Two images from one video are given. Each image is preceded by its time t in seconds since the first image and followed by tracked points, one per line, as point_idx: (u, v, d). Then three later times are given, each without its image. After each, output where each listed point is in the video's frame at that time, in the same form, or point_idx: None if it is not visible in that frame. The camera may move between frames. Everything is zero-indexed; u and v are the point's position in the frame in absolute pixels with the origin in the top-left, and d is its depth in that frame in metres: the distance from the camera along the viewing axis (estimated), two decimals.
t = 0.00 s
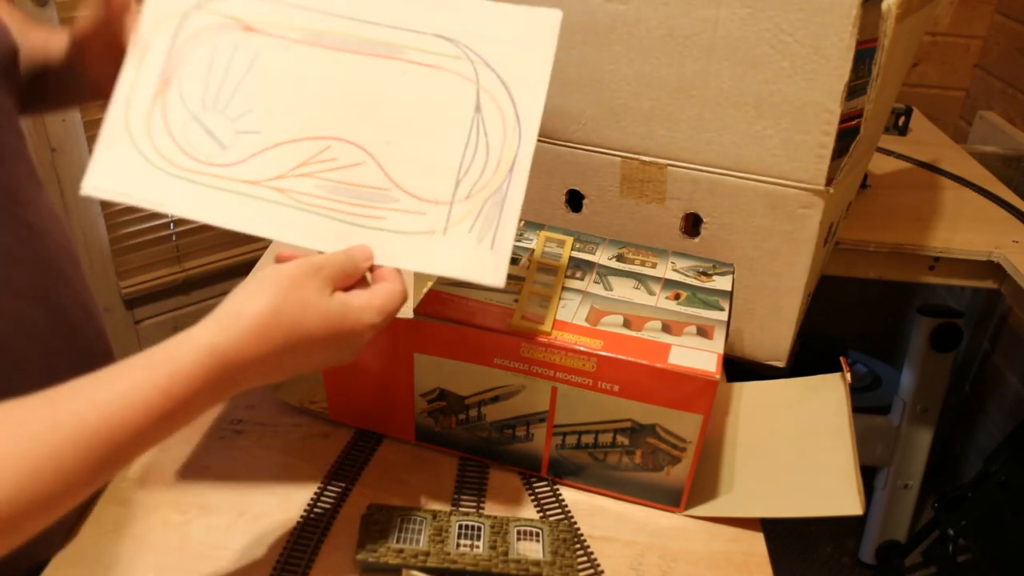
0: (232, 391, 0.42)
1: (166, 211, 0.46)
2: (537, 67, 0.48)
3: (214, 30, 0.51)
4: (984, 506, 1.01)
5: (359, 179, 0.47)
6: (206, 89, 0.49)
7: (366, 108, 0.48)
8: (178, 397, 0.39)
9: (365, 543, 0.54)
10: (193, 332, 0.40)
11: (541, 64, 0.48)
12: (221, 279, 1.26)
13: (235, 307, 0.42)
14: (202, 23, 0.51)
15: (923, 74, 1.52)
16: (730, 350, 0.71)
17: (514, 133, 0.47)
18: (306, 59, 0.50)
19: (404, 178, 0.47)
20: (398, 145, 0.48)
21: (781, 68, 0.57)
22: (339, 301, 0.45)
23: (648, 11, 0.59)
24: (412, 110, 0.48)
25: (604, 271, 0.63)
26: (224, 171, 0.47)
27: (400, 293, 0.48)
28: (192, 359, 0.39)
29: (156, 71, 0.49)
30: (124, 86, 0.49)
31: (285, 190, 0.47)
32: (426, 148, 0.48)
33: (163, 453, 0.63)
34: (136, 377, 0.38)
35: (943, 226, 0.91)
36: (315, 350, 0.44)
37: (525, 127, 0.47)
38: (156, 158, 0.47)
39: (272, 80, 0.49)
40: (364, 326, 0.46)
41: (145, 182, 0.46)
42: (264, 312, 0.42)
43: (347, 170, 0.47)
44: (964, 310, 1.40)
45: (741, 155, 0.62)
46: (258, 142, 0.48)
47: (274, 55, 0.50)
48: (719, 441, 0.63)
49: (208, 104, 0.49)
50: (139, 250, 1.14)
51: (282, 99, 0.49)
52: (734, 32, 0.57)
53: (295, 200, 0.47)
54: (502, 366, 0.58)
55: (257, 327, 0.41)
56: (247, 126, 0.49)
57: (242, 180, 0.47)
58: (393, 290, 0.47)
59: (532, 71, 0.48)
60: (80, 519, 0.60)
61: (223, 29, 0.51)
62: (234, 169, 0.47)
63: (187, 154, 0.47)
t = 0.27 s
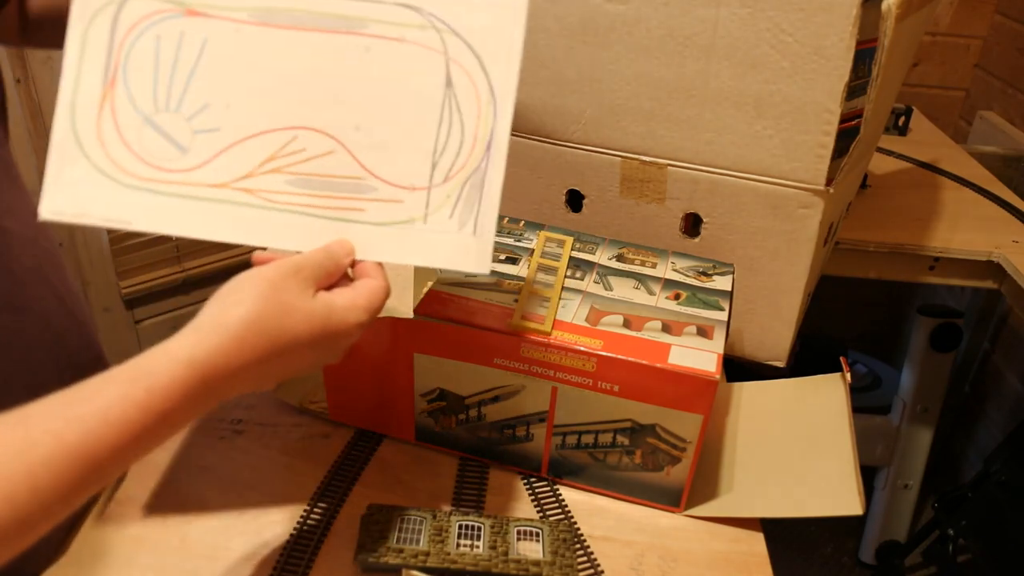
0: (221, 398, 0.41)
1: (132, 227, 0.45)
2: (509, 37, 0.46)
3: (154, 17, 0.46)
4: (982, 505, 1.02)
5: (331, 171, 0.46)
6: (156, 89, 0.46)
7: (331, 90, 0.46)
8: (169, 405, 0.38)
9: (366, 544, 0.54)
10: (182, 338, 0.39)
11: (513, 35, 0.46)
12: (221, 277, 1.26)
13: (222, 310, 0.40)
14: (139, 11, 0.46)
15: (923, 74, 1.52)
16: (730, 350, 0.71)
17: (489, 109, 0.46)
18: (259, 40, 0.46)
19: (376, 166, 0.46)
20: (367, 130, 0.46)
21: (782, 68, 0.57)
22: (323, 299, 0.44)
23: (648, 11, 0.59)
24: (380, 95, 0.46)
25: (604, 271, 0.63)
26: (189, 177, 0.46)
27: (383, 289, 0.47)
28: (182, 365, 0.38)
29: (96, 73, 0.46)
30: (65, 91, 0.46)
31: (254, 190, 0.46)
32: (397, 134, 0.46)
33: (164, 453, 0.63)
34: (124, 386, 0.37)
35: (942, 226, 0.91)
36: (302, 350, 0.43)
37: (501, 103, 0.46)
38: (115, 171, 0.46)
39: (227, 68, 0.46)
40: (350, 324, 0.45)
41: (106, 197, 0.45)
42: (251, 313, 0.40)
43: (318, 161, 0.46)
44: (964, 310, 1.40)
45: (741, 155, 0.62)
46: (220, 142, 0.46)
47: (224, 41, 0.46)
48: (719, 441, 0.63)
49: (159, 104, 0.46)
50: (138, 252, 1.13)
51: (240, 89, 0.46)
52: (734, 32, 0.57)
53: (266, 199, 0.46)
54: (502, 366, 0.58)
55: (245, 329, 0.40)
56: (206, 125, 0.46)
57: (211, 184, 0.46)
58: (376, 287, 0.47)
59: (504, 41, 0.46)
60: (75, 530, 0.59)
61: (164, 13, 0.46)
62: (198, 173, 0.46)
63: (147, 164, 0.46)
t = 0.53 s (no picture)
0: (225, 426, 0.41)
1: (126, 267, 0.43)
2: (495, 50, 0.46)
3: (134, 49, 0.45)
4: (982, 506, 1.01)
5: (326, 198, 0.46)
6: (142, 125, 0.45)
7: (322, 116, 0.46)
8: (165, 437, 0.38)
9: (366, 544, 0.54)
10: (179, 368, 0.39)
11: (499, 49, 0.46)
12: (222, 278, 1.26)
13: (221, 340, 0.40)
14: (117, 43, 0.45)
15: (923, 74, 1.52)
16: (730, 350, 0.71)
17: (483, 126, 0.46)
18: (245, 67, 0.45)
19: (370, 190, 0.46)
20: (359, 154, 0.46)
21: (782, 68, 0.57)
22: (325, 331, 0.44)
23: (648, 11, 0.59)
24: (371, 117, 0.46)
25: (604, 271, 0.63)
26: (182, 214, 0.44)
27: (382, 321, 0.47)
28: (179, 398, 0.38)
29: (76, 110, 0.44)
30: (46, 129, 0.44)
31: (248, 223, 0.45)
32: (390, 156, 0.46)
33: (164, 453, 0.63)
34: (120, 417, 0.37)
35: (942, 226, 0.91)
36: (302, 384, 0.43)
37: (493, 117, 0.46)
38: (104, 212, 0.44)
39: (213, 96, 0.45)
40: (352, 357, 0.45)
41: (97, 240, 0.43)
42: (251, 348, 0.40)
43: (310, 189, 0.46)
44: (964, 310, 1.40)
45: (742, 155, 0.62)
46: (209, 176, 0.45)
47: (209, 69, 0.45)
48: (719, 441, 0.63)
49: (145, 140, 0.45)
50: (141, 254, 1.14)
51: (228, 118, 0.45)
52: (734, 32, 0.57)
53: (259, 232, 0.45)
54: (502, 366, 0.58)
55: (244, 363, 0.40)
56: (194, 159, 0.45)
57: (201, 219, 0.45)
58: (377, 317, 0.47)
59: (489, 52, 0.46)
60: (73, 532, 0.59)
61: (143, 46, 0.45)
62: (190, 207, 0.45)
63: (138, 202, 0.44)
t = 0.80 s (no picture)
0: (214, 435, 0.41)
1: (116, 275, 0.44)
2: (484, 46, 0.46)
3: (116, 51, 0.44)
4: (982, 506, 1.01)
5: (311, 199, 0.46)
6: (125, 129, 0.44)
7: (308, 114, 0.45)
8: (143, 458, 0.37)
9: (366, 544, 0.54)
10: (157, 388, 0.39)
11: (489, 44, 0.46)
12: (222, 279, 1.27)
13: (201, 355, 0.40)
14: (102, 45, 0.44)
15: (923, 74, 1.52)
16: (730, 350, 0.71)
17: (473, 122, 0.46)
18: (226, 66, 0.45)
19: (357, 189, 0.46)
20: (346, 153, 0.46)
21: (782, 68, 0.57)
22: (308, 341, 0.44)
23: (648, 11, 0.59)
24: (359, 116, 0.46)
25: (604, 271, 0.63)
26: (170, 220, 0.44)
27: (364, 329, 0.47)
28: (156, 419, 0.38)
29: (64, 117, 0.44)
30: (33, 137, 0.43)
31: (234, 226, 0.45)
32: (378, 157, 0.46)
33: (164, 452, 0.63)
34: (94, 438, 0.36)
35: (942, 226, 0.91)
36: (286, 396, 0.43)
37: (484, 113, 0.46)
38: (94, 220, 0.44)
39: (194, 97, 0.44)
40: (335, 366, 0.45)
41: (87, 248, 0.44)
42: (233, 362, 0.40)
43: (297, 189, 0.45)
44: (964, 310, 1.40)
45: (742, 155, 0.62)
46: (195, 179, 0.45)
47: (190, 69, 0.44)
48: (719, 441, 0.63)
49: (128, 144, 0.44)
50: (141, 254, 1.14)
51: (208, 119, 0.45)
52: (734, 32, 0.57)
53: (244, 234, 0.45)
54: (502, 366, 0.58)
55: (224, 379, 0.40)
56: (179, 163, 0.45)
57: (188, 224, 0.45)
58: (359, 323, 0.47)
59: (477, 48, 0.46)
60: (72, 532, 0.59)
61: (125, 48, 0.44)
62: (176, 212, 0.45)
63: (126, 209, 0.44)
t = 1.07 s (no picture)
0: (202, 450, 0.40)
1: (122, 287, 0.44)
2: (485, 34, 0.46)
3: (107, 57, 0.43)
4: (982, 505, 1.01)
5: (313, 199, 0.45)
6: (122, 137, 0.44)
7: (306, 112, 0.45)
8: (123, 477, 0.37)
9: (366, 544, 0.54)
10: (140, 404, 0.38)
11: (490, 33, 0.46)
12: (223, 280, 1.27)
13: (182, 371, 0.40)
14: (92, 52, 0.43)
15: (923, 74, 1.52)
16: (730, 350, 0.71)
17: (478, 115, 0.46)
18: (221, 64, 0.44)
19: (360, 188, 0.46)
20: (347, 149, 0.45)
21: (782, 68, 0.57)
22: (295, 358, 0.43)
23: (648, 11, 0.59)
24: (360, 115, 0.45)
25: (604, 271, 0.63)
26: (172, 228, 0.44)
27: (356, 347, 0.47)
28: (136, 437, 0.38)
29: (57, 126, 0.43)
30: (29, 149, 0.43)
31: (236, 231, 0.45)
32: (381, 155, 0.45)
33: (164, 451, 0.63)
34: (72, 458, 0.36)
35: (942, 226, 0.91)
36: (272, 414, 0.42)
37: (487, 103, 0.46)
38: (97, 232, 0.44)
39: (190, 99, 0.44)
40: (324, 384, 0.44)
41: (94, 261, 0.44)
42: (216, 377, 0.40)
43: (299, 189, 0.45)
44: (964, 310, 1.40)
45: (742, 155, 0.62)
46: (195, 184, 0.44)
47: (184, 71, 0.44)
48: (719, 440, 0.63)
49: (126, 152, 0.44)
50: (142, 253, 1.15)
51: (206, 120, 0.44)
52: (734, 32, 0.57)
53: (246, 238, 0.45)
54: (502, 366, 0.58)
55: (207, 394, 0.39)
56: (178, 168, 0.44)
57: (190, 231, 0.44)
58: (352, 341, 0.47)
59: (479, 39, 0.46)
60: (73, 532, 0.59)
61: (117, 53, 0.43)
62: (178, 220, 0.44)
63: (128, 219, 0.44)
